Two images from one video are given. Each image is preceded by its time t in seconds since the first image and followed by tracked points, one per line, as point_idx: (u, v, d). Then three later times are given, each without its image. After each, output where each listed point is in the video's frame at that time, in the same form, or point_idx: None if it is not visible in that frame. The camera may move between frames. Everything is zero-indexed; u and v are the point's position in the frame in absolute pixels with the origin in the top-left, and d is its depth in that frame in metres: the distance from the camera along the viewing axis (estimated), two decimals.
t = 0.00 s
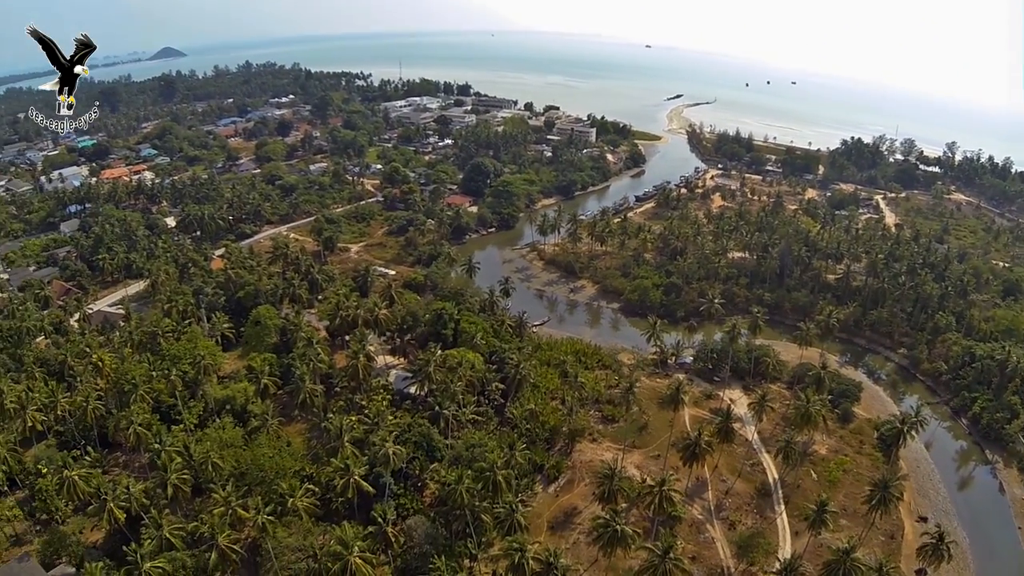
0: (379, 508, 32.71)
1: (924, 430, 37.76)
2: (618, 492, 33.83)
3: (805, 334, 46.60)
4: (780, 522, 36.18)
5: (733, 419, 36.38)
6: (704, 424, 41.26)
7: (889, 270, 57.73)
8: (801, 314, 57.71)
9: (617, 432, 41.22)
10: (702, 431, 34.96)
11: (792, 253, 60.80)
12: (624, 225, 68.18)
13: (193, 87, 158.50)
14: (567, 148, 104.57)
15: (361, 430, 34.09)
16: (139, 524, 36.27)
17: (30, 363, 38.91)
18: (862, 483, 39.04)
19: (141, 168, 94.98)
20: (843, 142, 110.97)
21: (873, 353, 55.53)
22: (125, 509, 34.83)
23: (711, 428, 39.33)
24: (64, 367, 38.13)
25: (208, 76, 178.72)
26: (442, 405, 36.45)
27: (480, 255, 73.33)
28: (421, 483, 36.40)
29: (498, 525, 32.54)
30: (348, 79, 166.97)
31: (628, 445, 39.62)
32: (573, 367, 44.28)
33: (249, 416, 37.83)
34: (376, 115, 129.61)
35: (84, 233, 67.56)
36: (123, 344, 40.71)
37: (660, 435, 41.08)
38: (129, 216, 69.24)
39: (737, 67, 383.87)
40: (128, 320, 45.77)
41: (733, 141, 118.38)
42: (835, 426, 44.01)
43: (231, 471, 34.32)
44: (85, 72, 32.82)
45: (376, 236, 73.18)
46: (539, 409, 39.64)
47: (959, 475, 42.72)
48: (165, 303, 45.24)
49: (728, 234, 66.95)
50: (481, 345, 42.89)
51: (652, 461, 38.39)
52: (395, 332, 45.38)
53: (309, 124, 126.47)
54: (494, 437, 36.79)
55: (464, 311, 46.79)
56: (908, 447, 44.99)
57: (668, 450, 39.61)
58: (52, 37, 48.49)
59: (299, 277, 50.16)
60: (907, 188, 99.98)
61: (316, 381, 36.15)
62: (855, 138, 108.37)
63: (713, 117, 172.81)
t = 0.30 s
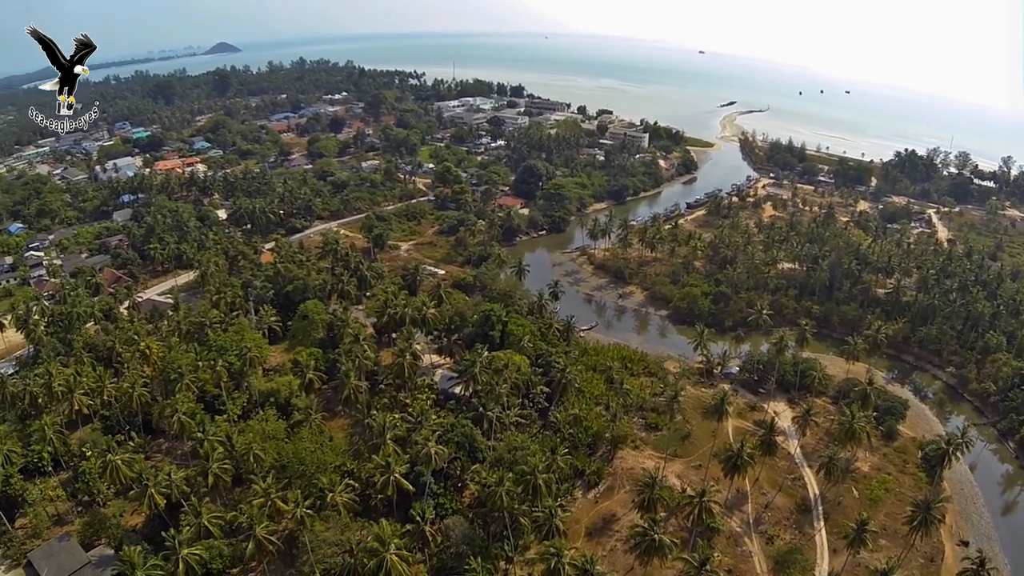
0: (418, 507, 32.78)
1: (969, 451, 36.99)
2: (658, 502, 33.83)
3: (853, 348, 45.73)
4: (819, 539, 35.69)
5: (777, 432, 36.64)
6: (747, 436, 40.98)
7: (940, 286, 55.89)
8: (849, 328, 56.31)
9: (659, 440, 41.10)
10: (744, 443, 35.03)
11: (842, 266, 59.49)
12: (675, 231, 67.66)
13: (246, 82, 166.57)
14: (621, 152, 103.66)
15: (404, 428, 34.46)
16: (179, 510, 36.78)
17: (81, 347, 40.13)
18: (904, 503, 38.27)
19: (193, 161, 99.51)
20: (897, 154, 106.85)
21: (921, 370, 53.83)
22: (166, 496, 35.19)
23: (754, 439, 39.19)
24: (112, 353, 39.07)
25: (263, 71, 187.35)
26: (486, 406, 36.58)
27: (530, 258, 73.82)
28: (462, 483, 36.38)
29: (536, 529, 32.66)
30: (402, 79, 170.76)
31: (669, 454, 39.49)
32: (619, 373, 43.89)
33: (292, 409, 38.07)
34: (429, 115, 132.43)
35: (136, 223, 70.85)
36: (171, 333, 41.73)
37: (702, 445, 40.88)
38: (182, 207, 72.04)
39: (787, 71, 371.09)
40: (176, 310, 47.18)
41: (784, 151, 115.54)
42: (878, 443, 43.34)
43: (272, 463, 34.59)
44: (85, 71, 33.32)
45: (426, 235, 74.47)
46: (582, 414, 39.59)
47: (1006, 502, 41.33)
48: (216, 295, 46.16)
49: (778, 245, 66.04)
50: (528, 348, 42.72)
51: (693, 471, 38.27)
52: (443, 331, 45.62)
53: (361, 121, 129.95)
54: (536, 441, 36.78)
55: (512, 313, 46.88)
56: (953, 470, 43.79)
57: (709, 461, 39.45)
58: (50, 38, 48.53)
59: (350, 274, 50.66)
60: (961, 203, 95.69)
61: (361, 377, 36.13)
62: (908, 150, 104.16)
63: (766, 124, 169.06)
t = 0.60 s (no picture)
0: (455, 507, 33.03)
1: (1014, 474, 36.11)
2: (696, 512, 33.57)
3: (898, 363, 44.89)
4: (857, 557, 35.13)
5: (818, 446, 36.47)
6: (788, 449, 40.92)
7: (992, 302, 53.72)
8: (895, 343, 55.01)
9: (701, 449, 41.27)
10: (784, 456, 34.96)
11: (891, 279, 57.96)
12: (723, 239, 67.04)
13: (298, 79, 174.46)
14: (672, 158, 102.81)
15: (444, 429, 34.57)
16: (217, 500, 37.24)
17: (127, 335, 41.16)
18: (944, 524, 37.48)
19: (243, 155, 104.13)
20: (948, 166, 102.38)
21: (968, 389, 52.01)
22: (206, 485, 35.57)
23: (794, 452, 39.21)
24: (156, 343, 39.72)
25: (317, 69, 195.30)
26: (528, 409, 36.64)
27: (578, 261, 74.27)
28: (501, 485, 36.58)
29: (572, 534, 32.73)
30: (454, 79, 173.72)
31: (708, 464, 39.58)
32: (664, 381, 43.12)
33: (334, 405, 38.34)
34: (481, 115, 134.93)
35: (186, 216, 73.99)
36: (216, 325, 42.31)
37: (743, 456, 41.05)
38: (231, 201, 74.60)
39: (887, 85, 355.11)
40: (221, 303, 47.31)
41: (835, 163, 111.95)
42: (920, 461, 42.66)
43: (312, 458, 34.94)
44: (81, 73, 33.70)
45: (475, 235, 75.64)
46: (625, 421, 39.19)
47: None
48: (262, 290, 47.29)
49: (826, 256, 64.75)
50: (572, 352, 42.56)
51: (733, 482, 38.33)
52: (488, 333, 45.70)
53: (412, 120, 133.26)
54: (577, 446, 36.88)
55: (559, 317, 46.61)
56: (997, 494, 42.74)
57: (749, 472, 39.56)
58: (52, 41, 48.99)
59: (396, 273, 51.45)
60: (1018, 219, 90.78)
61: (404, 376, 36.04)
62: (961, 162, 99.72)
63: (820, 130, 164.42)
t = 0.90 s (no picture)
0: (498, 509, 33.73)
1: None
2: (739, 525, 33.64)
3: (950, 383, 43.91)
4: None
5: (866, 464, 36.23)
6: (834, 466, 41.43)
7: None
8: (947, 362, 53.38)
9: (746, 462, 42.13)
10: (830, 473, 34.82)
11: (944, 296, 56.05)
12: (775, 250, 66.06)
13: (355, 76, 182.02)
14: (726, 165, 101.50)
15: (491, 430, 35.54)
16: (260, 490, 37.96)
17: (177, 324, 42.62)
18: (991, 551, 36.65)
19: (299, 151, 109.03)
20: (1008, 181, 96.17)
21: None
22: (251, 475, 36.09)
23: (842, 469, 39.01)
24: (206, 333, 40.97)
25: (373, 67, 202.19)
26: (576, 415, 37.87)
27: (630, 267, 74.23)
28: (545, 489, 37.28)
29: (613, 541, 33.04)
30: (510, 79, 175.55)
31: (754, 477, 40.58)
32: (711, 391, 43.95)
33: (381, 402, 38.78)
34: (537, 117, 136.30)
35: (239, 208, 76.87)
36: (265, 317, 43.30)
37: (789, 471, 41.84)
38: (285, 196, 77.43)
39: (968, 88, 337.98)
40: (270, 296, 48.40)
41: (891, 175, 107.10)
42: (967, 484, 41.77)
43: (356, 453, 35.49)
44: (80, 70, 34.86)
45: (529, 238, 76.57)
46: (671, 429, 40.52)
47: None
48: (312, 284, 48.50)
49: (879, 270, 63.06)
50: (622, 359, 43.46)
51: (777, 497, 39.11)
52: (538, 335, 47.39)
53: (468, 120, 136.11)
54: (622, 453, 37.95)
55: (610, 323, 47.49)
56: None
57: (794, 487, 40.27)
58: (51, 39, 49.31)
59: (448, 273, 51.67)
60: None
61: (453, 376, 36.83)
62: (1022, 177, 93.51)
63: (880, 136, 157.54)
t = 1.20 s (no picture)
0: (540, 513, 34.51)
1: None
2: (778, 540, 33.23)
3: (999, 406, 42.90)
4: None
5: (908, 483, 35.71)
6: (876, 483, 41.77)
7: None
8: (997, 383, 51.70)
9: (788, 475, 43.18)
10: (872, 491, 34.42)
11: (997, 314, 54.19)
12: (825, 262, 65.14)
13: (408, 75, 187.85)
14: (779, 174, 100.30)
15: (535, 434, 37.33)
16: (300, 484, 38.44)
17: (225, 316, 44.10)
18: None
19: (350, 148, 113.53)
20: None
21: None
22: (293, 468, 36.38)
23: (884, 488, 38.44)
24: (255, 326, 42.35)
25: (427, 67, 207.69)
26: (620, 421, 39.58)
27: (680, 274, 74.24)
28: (588, 494, 38.49)
29: (651, 550, 33.40)
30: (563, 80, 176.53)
31: (795, 491, 41.51)
32: (755, 403, 45.44)
33: (426, 401, 39.61)
34: (591, 120, 137.21)
35: (288, 203, 81.28)
36: (315, 312, 45.58)
37: (830, 486, 42.63)
38: (337, 194, 80.39)
39: None
40: (320, 291, 50.36)
41: (945, 188, 103.50)
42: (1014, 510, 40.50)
43: (399, 451, 36.53)
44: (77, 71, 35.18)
45: (579, 241, 77.42)
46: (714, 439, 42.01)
47: None
48: (362, 280, 50.32)
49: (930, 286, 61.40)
50: (668, 367, 45.59)
51: (817, 512, 39.92)
52: (586, 341, 49.45)
53: (521, 122, 138.79)
54: (665, 462, 39.31)
55: (658, 330, 49.71)
56: None
57: (835, 503, 40.91)
58: (49, 38, 49.33)
59: (499, 274, 51.95)
60: None
61: (500, 377, 37.99)
62: None
63: (935, 146, 151.99)
